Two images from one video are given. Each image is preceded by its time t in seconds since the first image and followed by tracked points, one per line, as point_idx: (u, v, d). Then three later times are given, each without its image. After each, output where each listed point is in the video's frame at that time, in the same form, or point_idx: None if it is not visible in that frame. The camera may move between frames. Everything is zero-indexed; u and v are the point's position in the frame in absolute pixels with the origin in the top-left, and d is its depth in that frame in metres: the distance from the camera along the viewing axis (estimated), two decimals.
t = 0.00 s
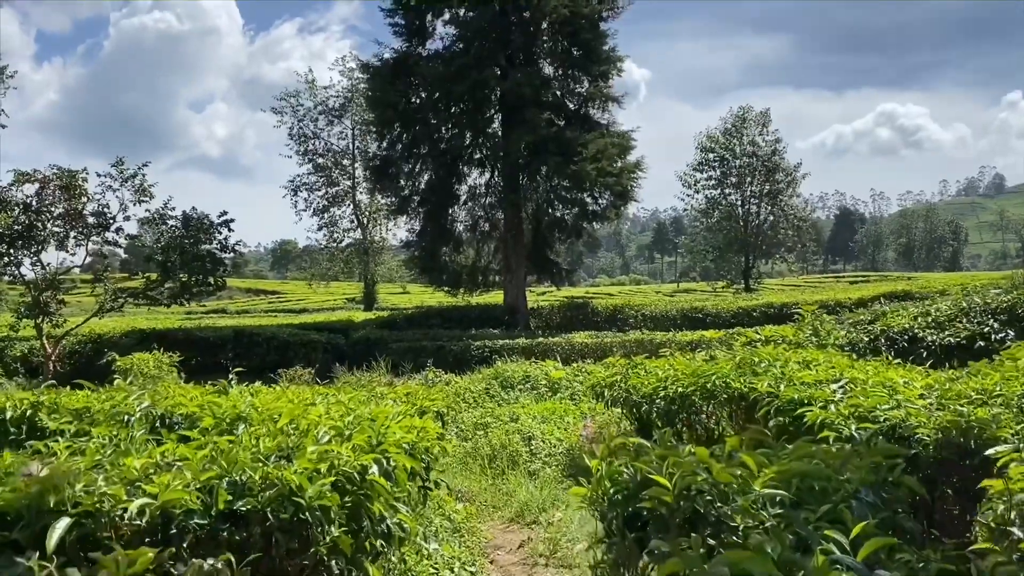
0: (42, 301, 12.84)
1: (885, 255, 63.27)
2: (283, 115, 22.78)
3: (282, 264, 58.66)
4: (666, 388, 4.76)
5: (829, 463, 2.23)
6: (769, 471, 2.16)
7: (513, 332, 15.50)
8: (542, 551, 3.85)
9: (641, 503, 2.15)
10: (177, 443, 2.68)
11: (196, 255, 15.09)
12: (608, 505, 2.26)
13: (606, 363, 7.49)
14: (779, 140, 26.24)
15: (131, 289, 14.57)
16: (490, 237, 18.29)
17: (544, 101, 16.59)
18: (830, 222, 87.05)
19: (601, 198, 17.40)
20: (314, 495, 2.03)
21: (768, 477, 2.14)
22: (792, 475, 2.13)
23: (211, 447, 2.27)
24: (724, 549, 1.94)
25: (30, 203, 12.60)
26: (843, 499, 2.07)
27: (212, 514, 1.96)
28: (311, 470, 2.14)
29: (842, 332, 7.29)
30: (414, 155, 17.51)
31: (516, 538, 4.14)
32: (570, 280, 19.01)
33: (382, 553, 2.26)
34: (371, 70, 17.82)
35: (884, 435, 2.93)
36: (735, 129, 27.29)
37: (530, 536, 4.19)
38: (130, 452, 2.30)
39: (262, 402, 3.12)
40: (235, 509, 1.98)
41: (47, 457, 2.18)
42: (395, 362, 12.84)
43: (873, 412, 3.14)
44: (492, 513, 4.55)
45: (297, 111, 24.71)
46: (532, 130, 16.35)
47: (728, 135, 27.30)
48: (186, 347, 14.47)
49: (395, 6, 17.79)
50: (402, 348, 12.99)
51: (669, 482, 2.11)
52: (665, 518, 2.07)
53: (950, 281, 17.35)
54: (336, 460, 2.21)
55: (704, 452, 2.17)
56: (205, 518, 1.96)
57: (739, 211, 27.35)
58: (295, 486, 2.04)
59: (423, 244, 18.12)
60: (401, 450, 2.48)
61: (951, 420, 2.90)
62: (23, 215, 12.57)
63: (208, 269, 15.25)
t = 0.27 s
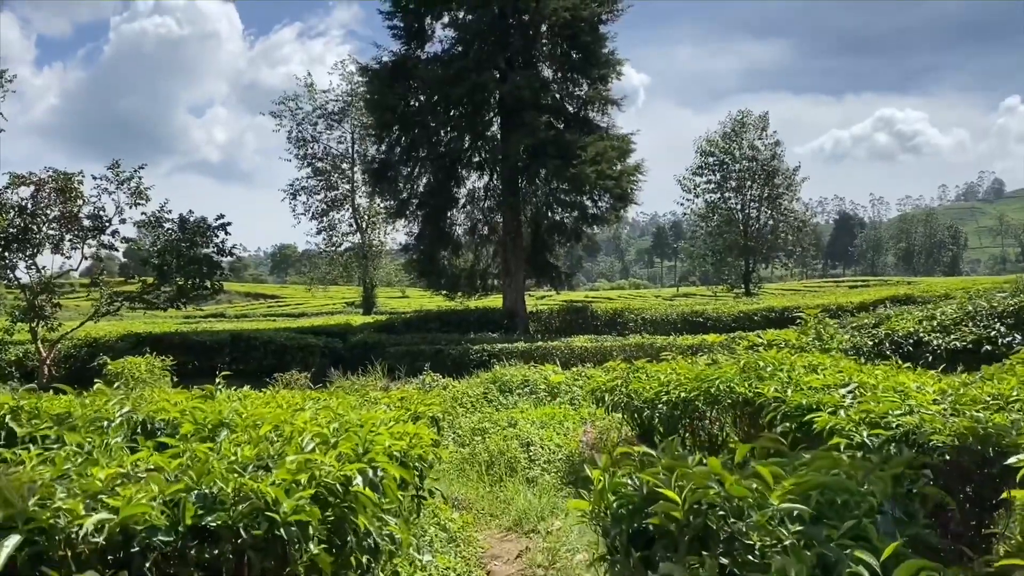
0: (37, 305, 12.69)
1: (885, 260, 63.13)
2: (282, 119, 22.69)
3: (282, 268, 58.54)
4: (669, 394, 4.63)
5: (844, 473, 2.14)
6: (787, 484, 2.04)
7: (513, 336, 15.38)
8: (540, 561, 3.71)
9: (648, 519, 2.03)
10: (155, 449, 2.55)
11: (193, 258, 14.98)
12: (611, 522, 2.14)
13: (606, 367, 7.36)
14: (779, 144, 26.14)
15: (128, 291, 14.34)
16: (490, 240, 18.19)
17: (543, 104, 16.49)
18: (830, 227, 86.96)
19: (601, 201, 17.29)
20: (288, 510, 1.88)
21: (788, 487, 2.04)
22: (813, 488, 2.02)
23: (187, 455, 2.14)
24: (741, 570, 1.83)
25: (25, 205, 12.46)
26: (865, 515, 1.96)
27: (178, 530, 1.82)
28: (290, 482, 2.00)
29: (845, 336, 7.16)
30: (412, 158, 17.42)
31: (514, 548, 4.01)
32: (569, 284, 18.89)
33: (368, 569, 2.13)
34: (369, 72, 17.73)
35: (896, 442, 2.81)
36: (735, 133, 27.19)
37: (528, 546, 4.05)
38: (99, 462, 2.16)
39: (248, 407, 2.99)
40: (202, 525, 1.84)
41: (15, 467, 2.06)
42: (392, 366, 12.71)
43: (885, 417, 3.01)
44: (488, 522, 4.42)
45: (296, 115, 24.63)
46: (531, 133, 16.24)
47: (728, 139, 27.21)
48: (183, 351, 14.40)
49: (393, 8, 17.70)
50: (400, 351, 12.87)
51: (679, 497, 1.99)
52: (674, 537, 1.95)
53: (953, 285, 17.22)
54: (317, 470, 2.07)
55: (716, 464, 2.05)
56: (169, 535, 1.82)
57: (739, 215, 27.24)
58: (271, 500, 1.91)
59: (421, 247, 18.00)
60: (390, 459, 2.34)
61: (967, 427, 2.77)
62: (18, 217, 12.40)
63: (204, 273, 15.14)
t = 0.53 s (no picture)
0: (31, 309, 12.52)
1: (885, 266, 63.06)
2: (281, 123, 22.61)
3: (281, 273, 58.41)
4: (673, 401, 4.51)
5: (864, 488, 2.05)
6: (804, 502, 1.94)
7: (512, 342, 15.26)
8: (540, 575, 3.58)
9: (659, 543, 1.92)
10: (132, 463, 2.43)
11: (189, 263, 14.86)
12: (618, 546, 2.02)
13: (607, 375, 7.24)
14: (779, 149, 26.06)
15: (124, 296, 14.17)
16: (488, 246, 18.09)
17: (542, 108, 16.41)
18: (829, 233, 86.94)
19: (600, 206, 17.20)
20: (261, 535, 1.74)
21: (807, 502, 1.96)
22: (839, 509, 1.92)
23: (162, 470, 2.02)
24: None
25: (20, 209, 12.35)
26: (896, 542, 1.86)
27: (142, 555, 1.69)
28: (268, 501, 1.88)
29: (850, 342, 7.04)
30: (411, 163, 17.33)
31: (512, 562, 3.89)
32: (568, 290, 18.78)
33: None
34: (368, 76, 17.64)
35: (912, 454, 2.70)
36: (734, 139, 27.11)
37: (527, 560, 3.92)
38: (68, 478, 2.04)
39: (236, 415, 2.87)
40: (167, 549, 1.71)
41: None
42: (390, 371, 12.59)
43: (899, 427, 2.90)
44: (486, 533, 4.28)
45: (294, 119, 24.53)
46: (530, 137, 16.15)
47: (727, 144, 27.12)
48: (179, 356, 14.26)
49: (392, 12, 17.62)
50: (398, 357, 12.74)
51: (695, 522, 1.87)
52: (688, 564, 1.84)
53: (955, 292, 17.11)
54: (298, 488, 1.94)
55: (735, 484, 1.94)
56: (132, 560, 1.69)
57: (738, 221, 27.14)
58: (246, 521, 1.79)
59: (420, 252, 17.89)
60: (380, 473, 2.21)
61: (987, 439, 2.66)
62: (13, 221, 12.29)
63: (200, 277, 15.02)
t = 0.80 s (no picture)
0: (25, 312, 12.38)
1: (884, 272, 62.99)
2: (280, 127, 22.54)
3: (280, 278, 58.28)
4: (676, 407, 4.41)
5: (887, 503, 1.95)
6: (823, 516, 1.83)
7: (511, 347, 15.15)
8: None
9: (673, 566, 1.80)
10: (110, 472, 2.31)
11: (185, 266, 14.72)
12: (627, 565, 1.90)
13: (607, 380, 7.12)
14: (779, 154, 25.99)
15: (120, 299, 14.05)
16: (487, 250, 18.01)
17: (542, 112, 16.34)
18: (828, 239, 86.92)
19: (600, 210, 17.11)
20: (238, 555, 1.62)
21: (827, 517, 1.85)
22: (866, 528, 1.81)
23: (138, 480, 1.90)
24: None
25: (15, 211, 12.25)
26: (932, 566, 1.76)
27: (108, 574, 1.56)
28: (247, 516, 1.76)
29: (855, 348, 6.93)
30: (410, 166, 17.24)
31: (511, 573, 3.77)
32: (568, 294, 18.69)
33: None
34: (367, 79, 17.56)
35: (927, 464, 2.62)
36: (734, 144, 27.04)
37: (526, 571, 3.80)
38: (37, 490, 1.91)
39: (223, 421, 2.76)
40: (132, 572, 1.58)
41: None
42: (388, 376, 12.48)
43: (913, 436, 2.80)
44: (484, 543, 4.16)
45: (293, 123, 24.45)
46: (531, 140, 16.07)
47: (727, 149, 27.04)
48: (176, 360, 14.15)
49: (392, 15, 17.55)
50: (396, 362, 12.62)
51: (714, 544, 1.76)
52: None
53: (956, 298, 17.03)
54: (281, 502, 1.83)
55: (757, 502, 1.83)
56: None
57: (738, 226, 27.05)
58: (222, 539, 1.67)
59: (419, 256, 17.78)
60: (372, 483, 2.10)
61: (1006, 447, 2.55)
62: (8, 223, 12.19)
63: (198, 281, 14.90)
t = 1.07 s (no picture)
0: (22, 314, 12.25)
1: (884, 278, 62.93)
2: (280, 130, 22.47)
3: (280, 282, 58.18)
4: (680, 412, 4.29)
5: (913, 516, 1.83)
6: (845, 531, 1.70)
7: (511, 352, 15.05)
8: None
9: None
10: (88, 479, 2.20)
11: (183, 269, 14.63)
12: None
13: (609, 385, 7.01)
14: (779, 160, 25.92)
15: (117, 302, 13.94)
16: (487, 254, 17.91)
17: (543, 115, 16.26)
18: (827, 245, 86.89)
19: (601, 214, 17.01)
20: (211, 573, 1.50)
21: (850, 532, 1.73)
22: (903, 548, 1.65)
23: (113, 488, 1.79)
24: None
25: (12, 212, 12.17)
26: None
27: None
28: (224, 531, 1.63)
29: (859, 353, 6.83)
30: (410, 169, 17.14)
31: None
32: (568, 299, 18.58)
33: None
34: (367, 82, 17.49)
35: (943, 470, 2.56)
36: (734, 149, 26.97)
37: None
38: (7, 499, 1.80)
39: (211, 425, 2.65)
40: None
41: None
42: (386, 381, 12.37)
43: (932, 443, 2.66)
44: (482, 552, 4.03)
45: (294, 126, 24.39)
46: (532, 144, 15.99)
47: (727, 154, 26.98)
48: (174, 363, 14.04)
49: (392, 17, 17.49)
50: (395, 366, 12.50)
51: (739, 562, 1.58)
52: None
53: (958, 304, 16.93)
54: (264, 514, 1.71)
55: (786, 517, 1.63)
56: None
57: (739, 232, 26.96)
58: (195, 555, 1.54)
59: (418, 259, 17.67)
60: (363, 493, 1.99)
61: None
62: (5, 225, 12.10)
63: (195, 284, 14.80)
